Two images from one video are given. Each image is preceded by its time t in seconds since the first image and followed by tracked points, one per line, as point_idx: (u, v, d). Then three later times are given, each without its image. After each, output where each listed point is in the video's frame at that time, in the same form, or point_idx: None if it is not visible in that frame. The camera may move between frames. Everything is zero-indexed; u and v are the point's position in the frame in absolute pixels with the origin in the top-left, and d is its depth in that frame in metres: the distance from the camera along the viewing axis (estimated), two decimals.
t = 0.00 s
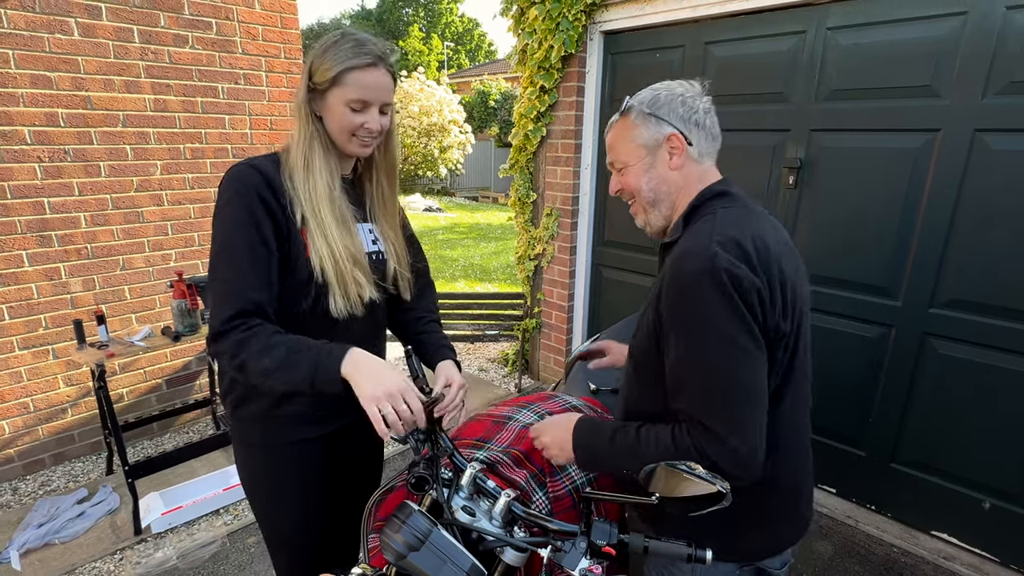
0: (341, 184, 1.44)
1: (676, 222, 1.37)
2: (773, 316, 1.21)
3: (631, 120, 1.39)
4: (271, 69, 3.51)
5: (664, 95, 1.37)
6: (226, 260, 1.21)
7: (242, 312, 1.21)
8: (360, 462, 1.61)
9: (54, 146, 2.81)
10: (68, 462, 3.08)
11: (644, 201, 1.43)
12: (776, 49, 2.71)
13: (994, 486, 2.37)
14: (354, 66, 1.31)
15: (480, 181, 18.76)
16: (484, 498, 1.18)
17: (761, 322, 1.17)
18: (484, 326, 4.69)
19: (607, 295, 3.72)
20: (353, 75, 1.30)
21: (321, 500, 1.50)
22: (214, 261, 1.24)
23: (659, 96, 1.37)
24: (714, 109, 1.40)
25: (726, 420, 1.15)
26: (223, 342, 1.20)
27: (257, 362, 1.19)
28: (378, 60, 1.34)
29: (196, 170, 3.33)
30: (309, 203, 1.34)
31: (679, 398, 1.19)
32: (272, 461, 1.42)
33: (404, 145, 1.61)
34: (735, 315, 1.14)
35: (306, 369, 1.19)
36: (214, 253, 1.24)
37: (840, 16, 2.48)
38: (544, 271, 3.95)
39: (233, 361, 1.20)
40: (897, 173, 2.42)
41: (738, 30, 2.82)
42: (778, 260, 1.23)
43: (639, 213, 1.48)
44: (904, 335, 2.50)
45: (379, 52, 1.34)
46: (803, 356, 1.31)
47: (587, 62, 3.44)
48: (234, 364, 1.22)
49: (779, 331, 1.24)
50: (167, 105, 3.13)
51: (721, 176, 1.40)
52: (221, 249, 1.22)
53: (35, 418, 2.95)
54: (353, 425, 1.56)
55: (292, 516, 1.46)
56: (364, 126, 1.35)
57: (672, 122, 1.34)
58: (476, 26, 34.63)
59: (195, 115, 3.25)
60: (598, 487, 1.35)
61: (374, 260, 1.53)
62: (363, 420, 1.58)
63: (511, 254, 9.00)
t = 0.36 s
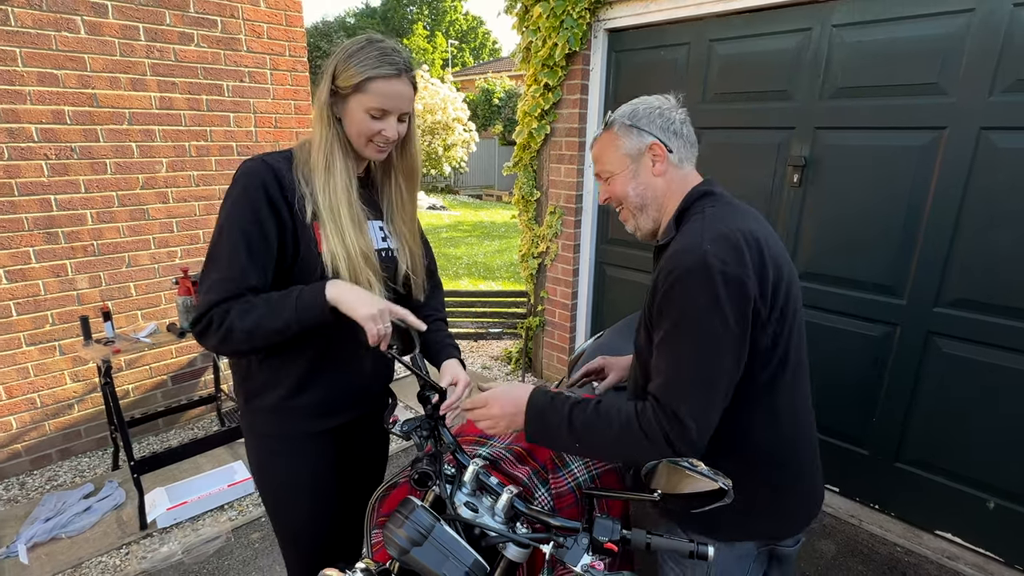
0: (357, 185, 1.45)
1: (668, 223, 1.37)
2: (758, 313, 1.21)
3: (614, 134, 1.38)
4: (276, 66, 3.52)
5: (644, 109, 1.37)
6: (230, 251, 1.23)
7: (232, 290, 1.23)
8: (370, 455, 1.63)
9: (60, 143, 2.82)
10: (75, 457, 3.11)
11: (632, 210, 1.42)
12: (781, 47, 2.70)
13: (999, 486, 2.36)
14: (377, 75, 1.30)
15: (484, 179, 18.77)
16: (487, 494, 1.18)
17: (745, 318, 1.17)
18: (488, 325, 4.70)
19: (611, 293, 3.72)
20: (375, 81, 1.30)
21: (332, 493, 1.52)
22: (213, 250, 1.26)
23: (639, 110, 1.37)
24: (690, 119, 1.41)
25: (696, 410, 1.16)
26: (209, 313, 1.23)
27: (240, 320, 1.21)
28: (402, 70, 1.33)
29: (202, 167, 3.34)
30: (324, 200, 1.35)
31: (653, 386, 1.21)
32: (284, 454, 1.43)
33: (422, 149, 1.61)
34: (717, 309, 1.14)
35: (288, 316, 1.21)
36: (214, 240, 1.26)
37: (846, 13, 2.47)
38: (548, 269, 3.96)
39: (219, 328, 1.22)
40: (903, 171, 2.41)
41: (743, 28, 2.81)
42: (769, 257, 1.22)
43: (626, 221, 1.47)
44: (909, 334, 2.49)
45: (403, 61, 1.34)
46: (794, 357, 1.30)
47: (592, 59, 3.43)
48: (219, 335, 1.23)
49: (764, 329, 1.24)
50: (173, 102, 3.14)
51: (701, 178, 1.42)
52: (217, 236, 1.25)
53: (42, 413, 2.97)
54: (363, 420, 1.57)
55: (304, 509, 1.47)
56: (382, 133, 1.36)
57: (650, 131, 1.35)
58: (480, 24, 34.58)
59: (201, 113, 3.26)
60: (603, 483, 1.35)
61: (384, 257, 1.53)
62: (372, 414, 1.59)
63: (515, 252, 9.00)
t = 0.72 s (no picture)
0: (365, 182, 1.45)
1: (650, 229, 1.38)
2: (733, 300, 1.21)
3: (596, 149, 1.40)
4: (281, 63, 3.51)
5: (624, 127, 1.39)
6: (268, 244, 1.20)
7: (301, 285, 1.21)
8: (371, 451, 1.63)
9: (67, 140, 2.83)
10: (81, 452, 3.13)
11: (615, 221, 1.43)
12: (789, 43, 2.68)
13: (1006, 487, 2.34)
14: (388, 72, 1.29)
15: (488, 177, 18.75)
16: (491, 492, 1.18)
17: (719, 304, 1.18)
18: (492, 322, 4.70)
19: (615, 291, 3.71)
20: (386, 79, 1.29)
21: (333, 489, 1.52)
22: (258, 248, 1.21)
23: (618, 128, 1.40)
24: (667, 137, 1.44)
25: (676, 391, 1.16)
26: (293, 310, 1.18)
27: (325, 308, 1.21)
28: (413, 68, 1.33)
29: (207, 164, 3.35)
30: (331, 197, 1.34)
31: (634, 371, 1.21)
32: (285, 449, 1.43)
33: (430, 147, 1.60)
34: (693, 292, 1.15)
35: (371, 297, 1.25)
36: (257, 238, 1.21)
37: (854, 9, 2.45)
38: (552, 267, 3.95)
39: (306, 319, 1.19)
40: (911, 168, 2.38)
41: (751, 24, 2.79)
42: (747, 245, 1.23)
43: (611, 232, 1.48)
44: (916, 333, 2.47)
45: (414, 60, 1.34)
46: (779, 348, 1.28)
47: (598, 56, 3.41)
48: (305, 330, 1.20)
49: (742, 316, 1.23)
50: (178, 99, 3.15)
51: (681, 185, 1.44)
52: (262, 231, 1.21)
53: (49, 409, 2.99)
54: (364, 417, 1.57)
55: (304, 505, 1.47)
56: (390, 130, 1.36)
57: (630, 145, 1.37)
58: (485, 21, 34.50)
59: (206, 110, 3.27)
60: (608, 482, 1.35)
61: (388, 255, 1.53)
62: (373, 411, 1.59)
63: (519, 250, 8.98)
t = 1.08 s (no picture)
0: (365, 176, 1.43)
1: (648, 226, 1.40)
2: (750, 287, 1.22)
3: (595, 149, 1.43)
4: (286, 59, 3.50)
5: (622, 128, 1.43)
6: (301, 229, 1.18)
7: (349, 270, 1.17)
8: (367, 449, 1.63)
9: (73, 135, 2.83)
10: (88, 447, 3.14)
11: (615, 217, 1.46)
12: (798, 38, 2.65)
13: (1017, 487, 2.31)
14: (391, 65, 1.28)
15: (492, 173, 18.72)
16: (497, 489, 1.17)
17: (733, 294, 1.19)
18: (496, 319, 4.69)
19: (620, 288, 3.69)
20: (390, 71, 1.28)
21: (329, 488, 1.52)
22: (293, 225, 1.17)
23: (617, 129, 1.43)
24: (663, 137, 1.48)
25: (725, 383, 1.16)
26: (353, 297, 1.13)
27: (392, 316, 1.13)
28: (416, 59, 1.32)
29: (213, 160, 3.35)
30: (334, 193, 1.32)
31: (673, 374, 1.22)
32: (280, 444, 1.42)
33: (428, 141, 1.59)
34: (705, 286, 1.16)
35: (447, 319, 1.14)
36: (291, 225, 1.17)
37: (865, 3, 2.42)
38: (557, 264, 3.93)
39: (366, 316, 1.12)
40: (922, 164, 2.35)
41: (759, 19, 2.76)
42: (740, 232, 1.25)
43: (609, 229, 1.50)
44: (926, 331, 2.44)
45: (416, 51, 1.32)
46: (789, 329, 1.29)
47: (604, 51, 3.39)
48: (361, 321, 1.13)
49: (755, 301, 1.23)
50: (184, 95, 3.15)
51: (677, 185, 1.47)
52: (293, 220, 1.18)
53: (56, 403, 3.01)
54: (361, 415, 1.56)
55: (302, 505, 1.47)
56: (394, 124, 1.35)
57: (629, 145, 1.40)
58: (490, 17, 34.38)
59: (212, 105, 3.27)
60: (614, 480, 1.35)
61: (387, 253, 1.52)
62: (370, 409, 1.58)
63: (524, 247, 8.97)
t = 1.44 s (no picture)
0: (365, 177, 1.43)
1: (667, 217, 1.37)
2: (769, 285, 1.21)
3: (617, 135, 1.41)
4: (292, 57, 3.49)
5: (644, 113, 1.40)
6: (257, 248, 1.16)
7: (274, 300, 1.16)
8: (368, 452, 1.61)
9: (79, 133, 2.84)
10: (94, 444, 3.15)
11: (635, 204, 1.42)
12: (807, 36, 2.62)
13: None
14: (394, 66, 1.27)
15: (496, 172, 18.71)
16: (504, 491, 1.17)
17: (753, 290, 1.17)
18: (501, 318, 4.69)
19: (626, 287, 3.68)
20: (392, 72, 1.27)
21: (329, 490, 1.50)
22: (246, 243, 1.17)
23: (639, 113, 1.40)
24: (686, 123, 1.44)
25: (737, 381, 1.15)
26: (255, 333, 1.12)
27: (293, 359, 1.11)
28: (420, 60, 1.30)
29: (218, 158, 3.34)
30: (331, 197, 1.32)
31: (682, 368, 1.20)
32: (281, 446, 1.41)
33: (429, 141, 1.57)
34: (727, 280, 1.14)
35: (350, 372, 1.09)
36: (238, 243, 1.18)
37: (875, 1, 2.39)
38: (562, 263, 3.92)
39: (265, 354, 1.12)
40: (933, 163, 2.33)
41: (768, 16, 2.73)
42: (762, 229, 1.23)
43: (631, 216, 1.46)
44: (935, 332, 2.42)
45: (420, 52, 1.31)
46: (802, 330, 1.27)
47: (611, 50, 3.37)
48: (263, 358, 1.14)
49: (773, 300, 1.22)
50: (190, 93, 3.15)
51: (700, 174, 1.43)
52: (247, 238, 1.17)
53: (62, 401, 3.01)
54: (359, 415, 1.54)
55: (304, 508, 1.47)
56: (395, 125, 1.34)
57: (651, 130, 1.37)
58: (495, 15, 34.32)
59: (217, 103, 3.26)
60: (622, 482, 1.34)
61: (385, 255, 1.51)
62: (367, 409, 1.57)
63: (529, 245, 8.95)
